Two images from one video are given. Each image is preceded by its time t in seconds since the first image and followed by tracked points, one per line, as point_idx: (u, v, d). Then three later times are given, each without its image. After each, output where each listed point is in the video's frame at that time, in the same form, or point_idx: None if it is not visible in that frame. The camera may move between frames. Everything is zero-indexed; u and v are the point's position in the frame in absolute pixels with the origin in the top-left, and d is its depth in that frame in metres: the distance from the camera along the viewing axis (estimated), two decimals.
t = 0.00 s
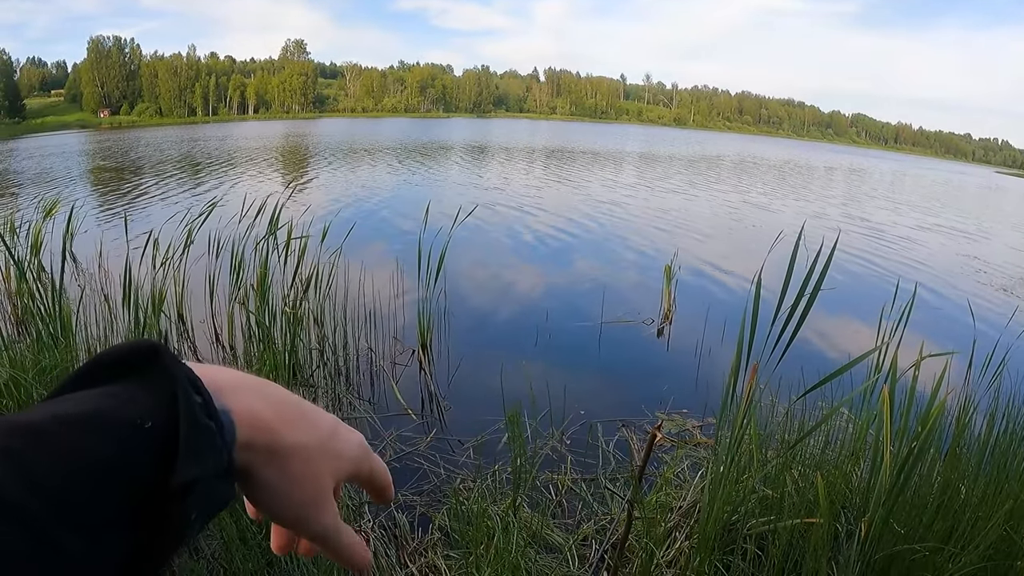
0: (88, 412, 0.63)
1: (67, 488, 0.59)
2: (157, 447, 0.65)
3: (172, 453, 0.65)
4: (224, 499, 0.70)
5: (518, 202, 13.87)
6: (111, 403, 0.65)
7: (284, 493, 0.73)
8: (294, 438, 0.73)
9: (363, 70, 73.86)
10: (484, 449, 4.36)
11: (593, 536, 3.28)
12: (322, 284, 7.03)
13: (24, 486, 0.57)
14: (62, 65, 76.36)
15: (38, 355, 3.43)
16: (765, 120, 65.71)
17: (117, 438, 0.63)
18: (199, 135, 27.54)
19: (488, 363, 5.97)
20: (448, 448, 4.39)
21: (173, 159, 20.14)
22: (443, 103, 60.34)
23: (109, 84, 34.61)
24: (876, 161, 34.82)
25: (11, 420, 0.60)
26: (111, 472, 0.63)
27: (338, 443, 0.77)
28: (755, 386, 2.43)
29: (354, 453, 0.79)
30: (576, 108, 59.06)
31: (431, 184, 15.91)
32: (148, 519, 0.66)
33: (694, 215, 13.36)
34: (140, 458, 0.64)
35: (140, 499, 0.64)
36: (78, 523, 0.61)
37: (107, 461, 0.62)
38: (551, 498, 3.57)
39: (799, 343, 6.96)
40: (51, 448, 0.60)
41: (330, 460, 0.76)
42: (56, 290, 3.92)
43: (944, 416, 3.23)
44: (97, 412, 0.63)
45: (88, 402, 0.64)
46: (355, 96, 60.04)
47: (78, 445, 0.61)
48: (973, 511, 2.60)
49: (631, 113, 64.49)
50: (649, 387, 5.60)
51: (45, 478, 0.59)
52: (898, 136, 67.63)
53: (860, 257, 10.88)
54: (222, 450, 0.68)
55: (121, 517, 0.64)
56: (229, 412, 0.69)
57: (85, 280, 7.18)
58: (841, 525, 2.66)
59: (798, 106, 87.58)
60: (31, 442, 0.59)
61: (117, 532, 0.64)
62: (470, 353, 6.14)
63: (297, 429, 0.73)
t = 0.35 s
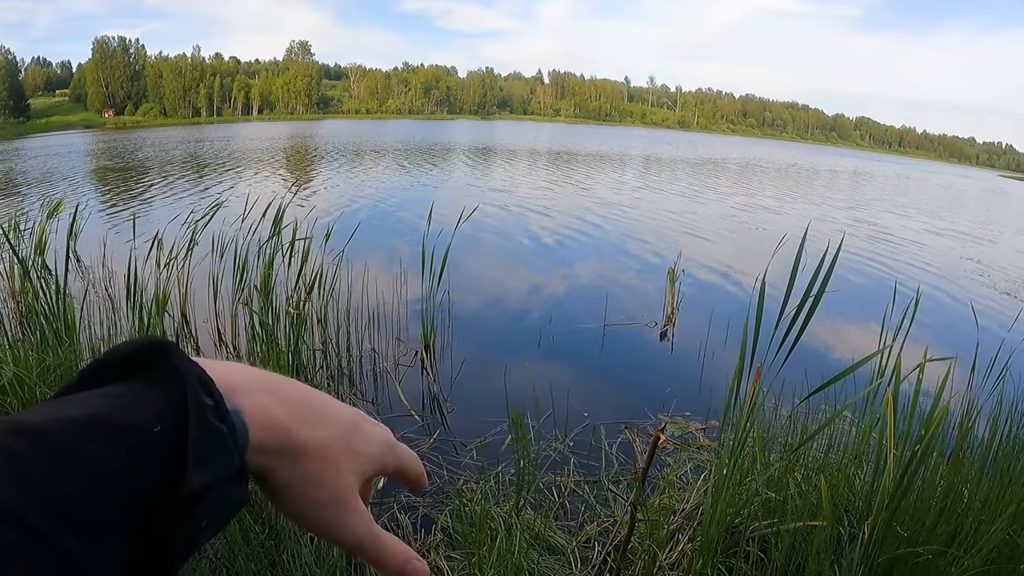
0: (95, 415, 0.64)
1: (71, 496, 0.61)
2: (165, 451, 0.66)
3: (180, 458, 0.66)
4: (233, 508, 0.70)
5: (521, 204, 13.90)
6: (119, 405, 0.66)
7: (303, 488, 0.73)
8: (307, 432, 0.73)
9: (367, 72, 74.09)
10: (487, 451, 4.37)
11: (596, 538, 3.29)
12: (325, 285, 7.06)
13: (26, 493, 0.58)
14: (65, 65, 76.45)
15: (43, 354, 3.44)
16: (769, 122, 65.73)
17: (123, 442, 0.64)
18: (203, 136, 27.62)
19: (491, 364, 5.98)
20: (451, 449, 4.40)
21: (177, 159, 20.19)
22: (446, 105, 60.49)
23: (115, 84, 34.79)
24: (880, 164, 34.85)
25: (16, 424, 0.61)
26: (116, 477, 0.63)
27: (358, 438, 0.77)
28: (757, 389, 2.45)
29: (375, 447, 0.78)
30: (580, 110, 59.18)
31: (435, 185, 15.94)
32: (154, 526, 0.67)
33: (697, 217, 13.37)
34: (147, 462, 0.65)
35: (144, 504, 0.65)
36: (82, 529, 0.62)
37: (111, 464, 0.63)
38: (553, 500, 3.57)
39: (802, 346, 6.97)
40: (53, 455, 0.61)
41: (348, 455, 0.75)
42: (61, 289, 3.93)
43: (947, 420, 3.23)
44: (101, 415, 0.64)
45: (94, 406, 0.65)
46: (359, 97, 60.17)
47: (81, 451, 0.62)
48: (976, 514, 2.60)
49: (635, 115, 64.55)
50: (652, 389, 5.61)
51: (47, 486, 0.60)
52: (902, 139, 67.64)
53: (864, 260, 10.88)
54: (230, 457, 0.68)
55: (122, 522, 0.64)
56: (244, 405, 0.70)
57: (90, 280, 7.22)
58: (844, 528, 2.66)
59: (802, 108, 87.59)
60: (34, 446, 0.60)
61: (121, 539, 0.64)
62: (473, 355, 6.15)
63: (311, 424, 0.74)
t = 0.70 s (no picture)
0: (96, 430, 0.65)
1: (70, 512, 0.61)
2: (167, 465, 0.66)
3: (182, 474, 0.66)
4: (234, 526, 0.70)
5: (524, 203, 13.88)
6: (120, 420, 0.66)
7: (322, 479, 0.80)
8: (311, 431, 0.79)
9: (369, 71, 74.11)
10: (489, 449, 4.37)
11: (598, 536, 3.30)
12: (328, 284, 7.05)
13: (25, 508, 0.59)
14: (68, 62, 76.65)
15: (45, 352, 3.43)
16: (772, 122, 65.64)
17: (124, 457, 0.64)
18: (206, 134, 27.60)
19: (493, 362, 5.99)
20: (452, 448, 4.41)
21: (179, 157, 20.18)
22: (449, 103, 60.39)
23: (117, 82, 34.72)
24: (883, 165, 34.78)
25: (19, 437, 0.63)
26: (117, 492, 0.64)
27: (361, 417, 0.84)
28: (760, 390, 2.45)
29: (379, 421, 0.86)
30: (582, 109, 59.13)
31: (438, 184, 15.93)
32: (156, 544, 0.66)
33: (700, 217, 13.36)
34: (149, 477, 0.65)
35: (147, 518, 0.65)
36: (82, 544, 0.62)
37: (112, 479, 0.63)
38: (555, 498, 3.57)
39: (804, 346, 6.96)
40: (53, 468, 0.61)
41: (354, 440, 0.82)
42: (63, 286, 3.93)
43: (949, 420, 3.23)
44: (101, 430, 0.65)
45: (95, 419, 0.66)
46: (361, 95, 60.12)
47: (80, 466, 0.62)
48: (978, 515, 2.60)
49: (637, 114, 64.39)
50: (653, 388, 5.61)
51: (47, 500, 0.60)
52: (905, 140, 67.50)
53: (867, 261, 10.86)
54: (232, 472, 0.68)
55: (124, 534, 0.64)
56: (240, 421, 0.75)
57: (92, 278, 7.21)
58: (847, 528, 2.65)
59: (805, 109, 87.45)
60: (33, 460, 0.61)
61: (120, 555, 0.65)
62: (475, 353, 6.16)
63: (315, 423, 0.80)
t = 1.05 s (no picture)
0: (96, 438, 0.64)
1: (71, 521, 0.60)
2: (169, 474, 0.67)
3: (182, 482, 0.67)
4: (231, 534, 0.71)
5: (526, 195, 13.86)
6: (119, 427, 0.66)
7: (319, 494, 0.79)
8: (311, 445, 0.80)
9: (372, 63, 73.92)
10: (490, 440, 4.37)
11: (599, 529, 3.30)
12: (330, 275, 7.06)
13: (25, 516, 0.58)
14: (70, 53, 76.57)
15: (47, 342, 3.44)
16: (776, 116, 65.39)
17: (126, 464, 0.64)
18: (208, 125, 27.55)
19: (495, 354, 5.99)
20: (453, 440, 4.42)
21: (181, 148, 20.15)
22: (452, 95, 60.23)
23: (120, 72, 34.67)
24: (887, 160, 34.72)
25: (15, 445, 0.61)
26: (117, 500, 0.64)
27: (360, 437, 0.85)
28: (763, 384, 2.44)
29: (376, 442, 0.86)
30: (586, 103, 58.98)
31: (440, 176, 15.90)
32: (155, 552, 0.67)
33: (703, 210, 13.33)
34: (152, 485, 0.66)
35: (147, 528, 0.65)
36: (83, 554, 0.61)
37: (113, 487, 0.64)
38: (557, 490, 3.58)
39: (806, 340, 6.96)
40: (55, 478, 0.60)
41: (353, 456, 0.83)
42: (65, 276, 3.93)
43: (950, 416, 3.22)
44: (103, 439, 0.65)
45: (96, 429, 0.66)
46: (364, 87, 60.04)
47: (82, 474, 0.62)
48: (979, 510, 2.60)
49: (641, 107, 64.15)
50: (655, 381, 5.61)
51: (48, 508, 0.60)
52: (910, 135, 67.27)
53: (870, 256, 10.84)
54: (233, 479, 0.69)
55: (123, 543, 0.64)
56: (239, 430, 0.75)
57: (96, 268, 7.22)
58: (847, 523, 2.66)
59: (809, 103, 87.21)
60: (35, 468, 0.60)
61: (119, 564, 0.64)
62: (478, 346, 6.16)
63: (315, 437, 0.81)
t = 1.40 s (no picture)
0: (96, 435, 0.64)
1: (67, 514, 0.61)
2: (169, 469, 0.66)
3: (181, 476, 0.66)
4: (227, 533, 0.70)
5: (526, 193, 13.87)
6: (120, 423, 0.66)
7: (315, 493, 0.79)
8: (310, 442, 0.80)
9: (373, 61, 73.91)
10: (491, 438, 4.37)
11: (600, 527, 3.30)
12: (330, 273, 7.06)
13: (25, 511, 0.58)
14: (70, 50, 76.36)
15: (49, 339, 3.43)
16: (776, 115, 65.35)
17: (125, 459, 0.64)
18: (209, 122, 27.54)
19: (496, 352, 5.99)
20: (454, 437, 4.42)
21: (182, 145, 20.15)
22: (453, 93, 60.23)
23: (120, 70, 34.73)
24: (887, 158, 34.73)
25: (21, 437, 0.61)
26: (118, 496, 0.64)
27: (359, 436, 0.85)
28: (764, 382, 2.43)
29: (374, 441, 0.87)
30: (587, 100, 58.93)
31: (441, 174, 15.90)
32: (157, 548, 0.66)
33: (704, 208, 13.32)
34: (144, 481, 0.65)
35: (147, 524, 0.65)
36: (84, 549, 0.62)
37: (114, 484, 0.63)
38: (558, 488, 3.58)
39: (808, 339, 6.95)
40: (54, 472, 0.60)
41: (352, 455, 0.83)
42: (66, 273, 3.91)
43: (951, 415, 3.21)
44: (102, 435, 0.64)
45: (96, 425, 0.65)
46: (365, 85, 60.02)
47: (80, 470, 0.62)
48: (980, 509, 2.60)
49: (642, 106, 64.20)
50: (656, 380, 5.61)
51: (47, 503, 0.60)
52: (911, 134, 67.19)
53: (871, 254, 10.84)
54: (228, 477, 0.68)
55: (123, 536, 0.64)
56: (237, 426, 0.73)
57: (97, 265, 7.24)
58: (849, 522, 2.66)
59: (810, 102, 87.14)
60: (33, 463, 0.60)
61: (121, 559, 0.64)
62: (478, 344, 6.16)
63: (315, 435, 0.80)
